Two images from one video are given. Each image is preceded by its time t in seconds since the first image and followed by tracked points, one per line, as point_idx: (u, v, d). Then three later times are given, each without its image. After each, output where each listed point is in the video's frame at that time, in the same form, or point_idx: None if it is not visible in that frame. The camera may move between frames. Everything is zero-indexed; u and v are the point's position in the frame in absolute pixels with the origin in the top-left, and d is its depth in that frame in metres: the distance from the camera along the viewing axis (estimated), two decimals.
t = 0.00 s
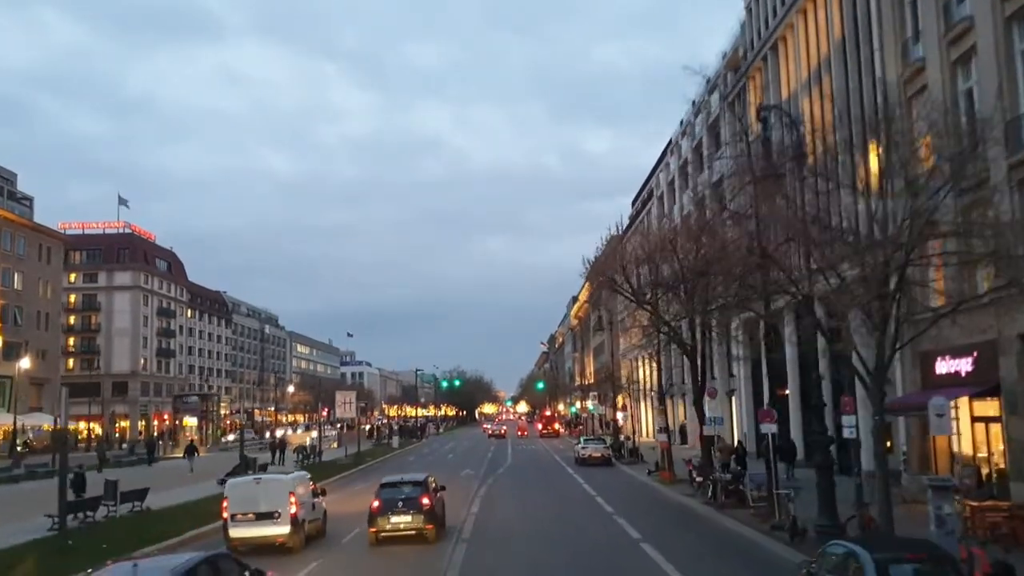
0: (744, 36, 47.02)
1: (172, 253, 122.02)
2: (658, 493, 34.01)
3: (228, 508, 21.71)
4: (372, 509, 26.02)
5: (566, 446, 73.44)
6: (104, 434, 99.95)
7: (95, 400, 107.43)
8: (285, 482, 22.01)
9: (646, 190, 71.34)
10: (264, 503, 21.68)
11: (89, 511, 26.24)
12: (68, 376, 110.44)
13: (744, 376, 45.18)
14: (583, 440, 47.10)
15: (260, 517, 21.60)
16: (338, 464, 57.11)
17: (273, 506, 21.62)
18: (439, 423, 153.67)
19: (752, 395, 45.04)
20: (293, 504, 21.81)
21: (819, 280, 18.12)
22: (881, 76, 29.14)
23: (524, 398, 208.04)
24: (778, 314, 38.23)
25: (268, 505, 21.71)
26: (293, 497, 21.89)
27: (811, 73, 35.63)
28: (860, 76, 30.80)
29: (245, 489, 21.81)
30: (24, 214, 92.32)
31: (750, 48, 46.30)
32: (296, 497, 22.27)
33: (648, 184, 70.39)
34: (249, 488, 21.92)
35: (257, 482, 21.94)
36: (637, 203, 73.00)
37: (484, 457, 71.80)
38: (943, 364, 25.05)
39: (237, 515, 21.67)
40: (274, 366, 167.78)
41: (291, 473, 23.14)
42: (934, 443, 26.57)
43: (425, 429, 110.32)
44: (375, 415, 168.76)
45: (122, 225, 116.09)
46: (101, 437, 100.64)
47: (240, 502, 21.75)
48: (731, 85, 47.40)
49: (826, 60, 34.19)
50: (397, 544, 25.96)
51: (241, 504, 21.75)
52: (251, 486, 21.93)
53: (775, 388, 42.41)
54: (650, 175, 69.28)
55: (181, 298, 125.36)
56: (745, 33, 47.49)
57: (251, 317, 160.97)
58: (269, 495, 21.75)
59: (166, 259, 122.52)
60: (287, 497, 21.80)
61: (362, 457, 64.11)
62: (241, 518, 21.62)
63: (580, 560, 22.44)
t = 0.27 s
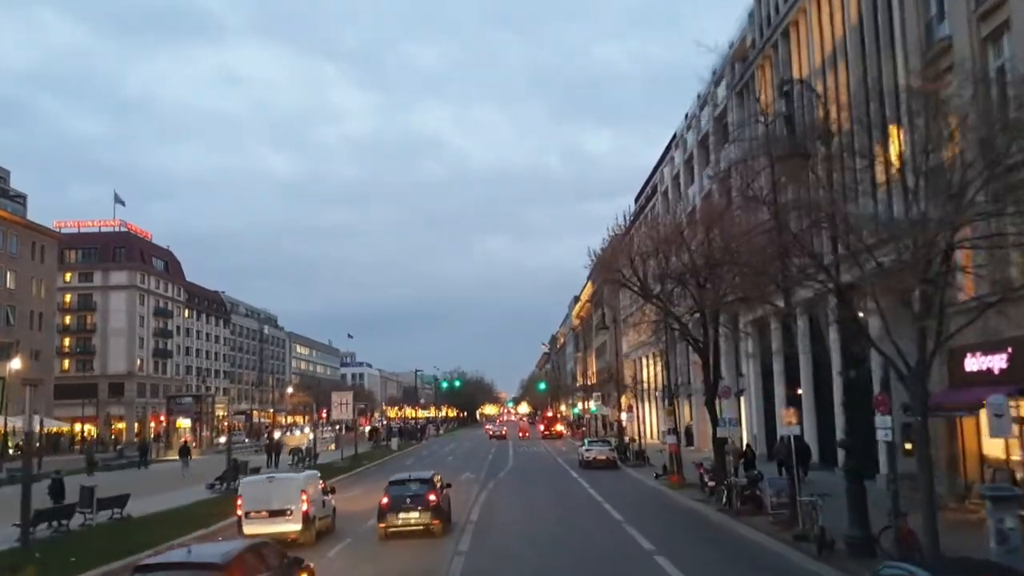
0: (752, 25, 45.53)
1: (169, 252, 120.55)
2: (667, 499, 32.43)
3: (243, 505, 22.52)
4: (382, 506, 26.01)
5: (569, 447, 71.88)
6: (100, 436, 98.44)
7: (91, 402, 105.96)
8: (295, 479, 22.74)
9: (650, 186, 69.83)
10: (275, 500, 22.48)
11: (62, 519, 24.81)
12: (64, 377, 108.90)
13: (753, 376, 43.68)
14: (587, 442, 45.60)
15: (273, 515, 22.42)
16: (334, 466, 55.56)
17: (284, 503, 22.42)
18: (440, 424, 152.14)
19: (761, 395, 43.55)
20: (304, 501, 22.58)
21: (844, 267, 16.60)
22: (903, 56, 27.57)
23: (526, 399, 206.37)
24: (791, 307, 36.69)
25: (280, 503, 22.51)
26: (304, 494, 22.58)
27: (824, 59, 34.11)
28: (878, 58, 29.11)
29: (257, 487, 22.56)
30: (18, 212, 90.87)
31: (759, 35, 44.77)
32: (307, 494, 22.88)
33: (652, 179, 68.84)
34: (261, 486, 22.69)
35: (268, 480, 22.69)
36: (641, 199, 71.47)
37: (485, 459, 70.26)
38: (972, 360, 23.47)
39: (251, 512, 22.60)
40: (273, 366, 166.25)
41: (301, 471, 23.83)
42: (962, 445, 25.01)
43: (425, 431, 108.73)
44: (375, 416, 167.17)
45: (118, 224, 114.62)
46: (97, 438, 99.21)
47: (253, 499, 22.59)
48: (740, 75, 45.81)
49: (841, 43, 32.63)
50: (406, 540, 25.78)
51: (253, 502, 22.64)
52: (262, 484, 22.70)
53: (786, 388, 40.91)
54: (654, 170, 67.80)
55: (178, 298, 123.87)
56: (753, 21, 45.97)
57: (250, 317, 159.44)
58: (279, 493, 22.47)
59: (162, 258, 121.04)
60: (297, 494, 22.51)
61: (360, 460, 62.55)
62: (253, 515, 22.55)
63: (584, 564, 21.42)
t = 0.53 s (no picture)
0: (761, 14, 44.06)
1: (164, 252, 119.00)
2: (675, 505, 30.95)
3: (254, 504, 23.10)
4: (390, 504, 27.06)
5: (570, 450, 70.34)
6: (92, 438, 96.95)
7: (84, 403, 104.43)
8: (307, 479, 23.47)
9: (653, 182, 68.28)
10: (286, 498, 22.99)
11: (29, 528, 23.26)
12: (57, 378, 107.36)
13: (761, 377, 42.24)
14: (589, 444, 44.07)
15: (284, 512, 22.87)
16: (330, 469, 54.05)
17: (295, 501, 22.92)
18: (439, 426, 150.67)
19: (770, 397, 42.10)
20: (314, 500, 23.04)
21: (869, 260, 15.18)
22: (929, 37, 26.03)
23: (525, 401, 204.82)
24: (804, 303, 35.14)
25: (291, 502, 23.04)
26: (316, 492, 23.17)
27: (841, 44, 32.59)
28: (896, 41, 27.45)
29: (269, 486, 23.21)
30: (8, 210, 89.30)
31: (767, 25, 43.31)
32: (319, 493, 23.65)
33: (656, 175, 67.26)
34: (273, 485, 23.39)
35: (279, 480, 23.34)
36: (644, 197, 69.98)
37: (484, 461, 68.72)
38: (1005, 360, 21.98)
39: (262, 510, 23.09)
40: (270, 368, 164.65)
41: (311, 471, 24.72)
42: (993, 452, 23.70)
43: (423, 433, 107.19)
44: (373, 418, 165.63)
45: (112, 223, 113.02)
46: (90, 440, 97.81)
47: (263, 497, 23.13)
48: (748, 67, 44.16)
49: (859, 27, 31.12)
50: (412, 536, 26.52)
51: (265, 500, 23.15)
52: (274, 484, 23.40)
53: (796, 390, 39.46)
54: (657, 166, 66.33)
55: (173, 299, 122.30)
56: (762, 10, 44.47)
57: (247, 318, 157.88)
58: (290, 490, 23.02)
59: (157, 258, 119.49)
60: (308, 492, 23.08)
61: (356, 462, 60.97)
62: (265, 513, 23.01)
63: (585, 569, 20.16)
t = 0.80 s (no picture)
0: None
1: (160, 250, 117.34)
2: (686, 514, 29.24)
3: (266, 503, 24.37)
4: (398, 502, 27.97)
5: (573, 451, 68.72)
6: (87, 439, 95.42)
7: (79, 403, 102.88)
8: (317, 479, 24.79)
9: (656, 177, 66.83)
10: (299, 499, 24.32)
11: None
12: (51, 378, 105.78)
13: (773, 378, 40.59)
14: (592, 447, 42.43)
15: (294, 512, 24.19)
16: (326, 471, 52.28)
17: (305, 500, 24.22)
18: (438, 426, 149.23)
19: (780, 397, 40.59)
20: (322, 498, 24.28)
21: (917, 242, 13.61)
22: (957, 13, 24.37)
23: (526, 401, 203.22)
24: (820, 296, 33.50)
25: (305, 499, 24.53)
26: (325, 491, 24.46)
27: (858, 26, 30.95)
28: (916, 18, 25.73)
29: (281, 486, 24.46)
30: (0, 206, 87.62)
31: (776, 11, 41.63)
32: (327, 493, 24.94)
33: (659, 168, 65.78)
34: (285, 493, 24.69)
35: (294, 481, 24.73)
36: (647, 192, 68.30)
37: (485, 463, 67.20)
38: None
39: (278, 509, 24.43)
40: (269, 368, 162.95)
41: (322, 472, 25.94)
42: None
43: (422, 434, 105.63)
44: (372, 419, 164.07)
45: (107, 220, 111.32)
46: (85, 441, 96.27)
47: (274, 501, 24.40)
48: (756, 55, 42.32)
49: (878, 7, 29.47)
50: (420, 534, 27.55)
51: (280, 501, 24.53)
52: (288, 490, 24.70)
53: (809, 390, 37.85)
54: (661, 160, 64.65)
55: (169, 298, 120.68)
56: None
57: (244, 317, 156.26)
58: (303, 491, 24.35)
59: (153, 256, 117.85)
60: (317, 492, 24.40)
61: (353, 464, 59.25)
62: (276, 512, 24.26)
63: None
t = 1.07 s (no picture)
0: None
1: (155, 248, 115.66)
2: (696, 521, 27.63)
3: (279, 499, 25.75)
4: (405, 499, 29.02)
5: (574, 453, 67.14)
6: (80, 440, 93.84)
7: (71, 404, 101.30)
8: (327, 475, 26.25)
9: (659, 172, 65.37)
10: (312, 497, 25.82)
11: None
12: (43, 378, 104.19)
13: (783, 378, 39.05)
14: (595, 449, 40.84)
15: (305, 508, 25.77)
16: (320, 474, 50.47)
17: (315, 497, 25.57)
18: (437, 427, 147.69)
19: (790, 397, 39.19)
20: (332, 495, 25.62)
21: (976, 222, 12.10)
22: None
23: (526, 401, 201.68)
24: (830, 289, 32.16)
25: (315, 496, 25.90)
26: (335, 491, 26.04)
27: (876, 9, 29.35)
28: None
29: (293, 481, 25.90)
30: None
31: None
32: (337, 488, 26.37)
33: (663, 163, 64.36)
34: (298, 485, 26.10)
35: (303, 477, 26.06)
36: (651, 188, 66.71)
37: (484, 464, 65.59)
38: None
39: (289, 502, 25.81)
40: (266, 368, 161.28)
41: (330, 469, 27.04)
42: None
43: (421, 436, 104.08)
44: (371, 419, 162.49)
45: (101, 218, 109.59)
46: (78, 442, 94.59)
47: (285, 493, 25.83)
48: (765, 42, 40.76)
49: None
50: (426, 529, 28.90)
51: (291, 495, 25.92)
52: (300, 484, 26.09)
53: (822, 389, 36.35)
54: (666, 155, 63.03)
55: (164, 297, 119.16)
56: None
57: (241, 317, 154.60)
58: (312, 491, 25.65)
59: (148, 254, 116.19)
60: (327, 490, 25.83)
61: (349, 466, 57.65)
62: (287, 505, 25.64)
63: None
